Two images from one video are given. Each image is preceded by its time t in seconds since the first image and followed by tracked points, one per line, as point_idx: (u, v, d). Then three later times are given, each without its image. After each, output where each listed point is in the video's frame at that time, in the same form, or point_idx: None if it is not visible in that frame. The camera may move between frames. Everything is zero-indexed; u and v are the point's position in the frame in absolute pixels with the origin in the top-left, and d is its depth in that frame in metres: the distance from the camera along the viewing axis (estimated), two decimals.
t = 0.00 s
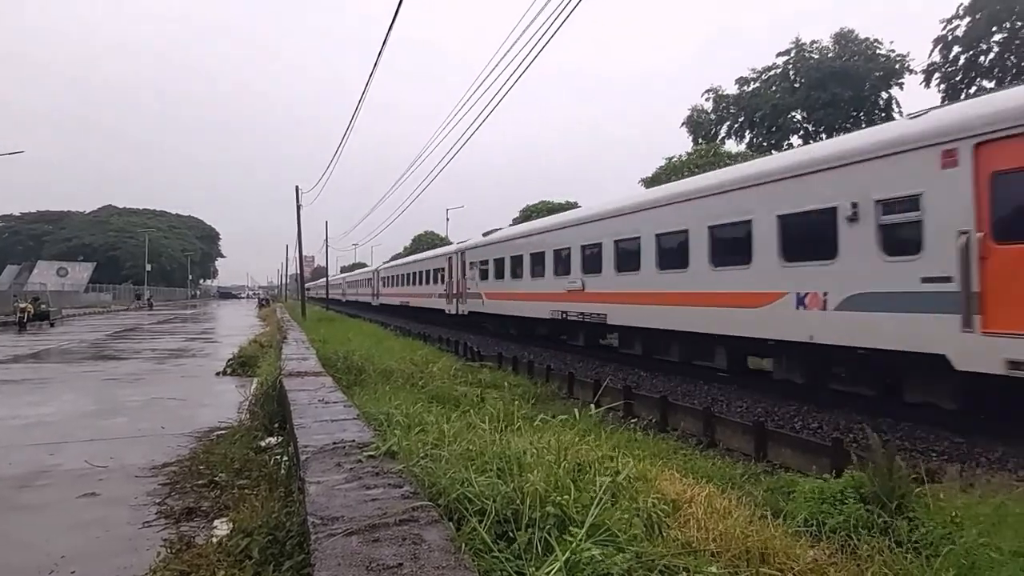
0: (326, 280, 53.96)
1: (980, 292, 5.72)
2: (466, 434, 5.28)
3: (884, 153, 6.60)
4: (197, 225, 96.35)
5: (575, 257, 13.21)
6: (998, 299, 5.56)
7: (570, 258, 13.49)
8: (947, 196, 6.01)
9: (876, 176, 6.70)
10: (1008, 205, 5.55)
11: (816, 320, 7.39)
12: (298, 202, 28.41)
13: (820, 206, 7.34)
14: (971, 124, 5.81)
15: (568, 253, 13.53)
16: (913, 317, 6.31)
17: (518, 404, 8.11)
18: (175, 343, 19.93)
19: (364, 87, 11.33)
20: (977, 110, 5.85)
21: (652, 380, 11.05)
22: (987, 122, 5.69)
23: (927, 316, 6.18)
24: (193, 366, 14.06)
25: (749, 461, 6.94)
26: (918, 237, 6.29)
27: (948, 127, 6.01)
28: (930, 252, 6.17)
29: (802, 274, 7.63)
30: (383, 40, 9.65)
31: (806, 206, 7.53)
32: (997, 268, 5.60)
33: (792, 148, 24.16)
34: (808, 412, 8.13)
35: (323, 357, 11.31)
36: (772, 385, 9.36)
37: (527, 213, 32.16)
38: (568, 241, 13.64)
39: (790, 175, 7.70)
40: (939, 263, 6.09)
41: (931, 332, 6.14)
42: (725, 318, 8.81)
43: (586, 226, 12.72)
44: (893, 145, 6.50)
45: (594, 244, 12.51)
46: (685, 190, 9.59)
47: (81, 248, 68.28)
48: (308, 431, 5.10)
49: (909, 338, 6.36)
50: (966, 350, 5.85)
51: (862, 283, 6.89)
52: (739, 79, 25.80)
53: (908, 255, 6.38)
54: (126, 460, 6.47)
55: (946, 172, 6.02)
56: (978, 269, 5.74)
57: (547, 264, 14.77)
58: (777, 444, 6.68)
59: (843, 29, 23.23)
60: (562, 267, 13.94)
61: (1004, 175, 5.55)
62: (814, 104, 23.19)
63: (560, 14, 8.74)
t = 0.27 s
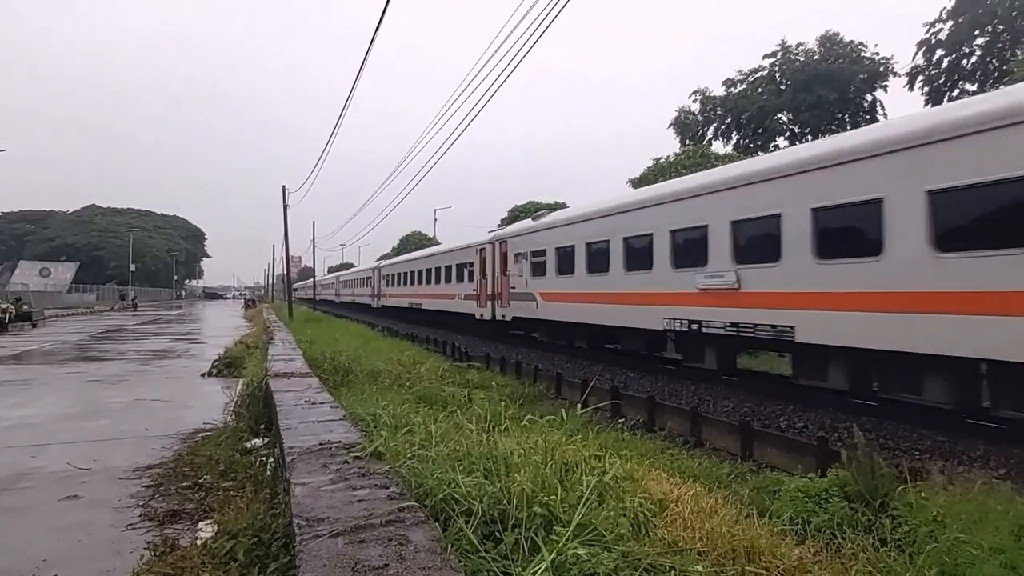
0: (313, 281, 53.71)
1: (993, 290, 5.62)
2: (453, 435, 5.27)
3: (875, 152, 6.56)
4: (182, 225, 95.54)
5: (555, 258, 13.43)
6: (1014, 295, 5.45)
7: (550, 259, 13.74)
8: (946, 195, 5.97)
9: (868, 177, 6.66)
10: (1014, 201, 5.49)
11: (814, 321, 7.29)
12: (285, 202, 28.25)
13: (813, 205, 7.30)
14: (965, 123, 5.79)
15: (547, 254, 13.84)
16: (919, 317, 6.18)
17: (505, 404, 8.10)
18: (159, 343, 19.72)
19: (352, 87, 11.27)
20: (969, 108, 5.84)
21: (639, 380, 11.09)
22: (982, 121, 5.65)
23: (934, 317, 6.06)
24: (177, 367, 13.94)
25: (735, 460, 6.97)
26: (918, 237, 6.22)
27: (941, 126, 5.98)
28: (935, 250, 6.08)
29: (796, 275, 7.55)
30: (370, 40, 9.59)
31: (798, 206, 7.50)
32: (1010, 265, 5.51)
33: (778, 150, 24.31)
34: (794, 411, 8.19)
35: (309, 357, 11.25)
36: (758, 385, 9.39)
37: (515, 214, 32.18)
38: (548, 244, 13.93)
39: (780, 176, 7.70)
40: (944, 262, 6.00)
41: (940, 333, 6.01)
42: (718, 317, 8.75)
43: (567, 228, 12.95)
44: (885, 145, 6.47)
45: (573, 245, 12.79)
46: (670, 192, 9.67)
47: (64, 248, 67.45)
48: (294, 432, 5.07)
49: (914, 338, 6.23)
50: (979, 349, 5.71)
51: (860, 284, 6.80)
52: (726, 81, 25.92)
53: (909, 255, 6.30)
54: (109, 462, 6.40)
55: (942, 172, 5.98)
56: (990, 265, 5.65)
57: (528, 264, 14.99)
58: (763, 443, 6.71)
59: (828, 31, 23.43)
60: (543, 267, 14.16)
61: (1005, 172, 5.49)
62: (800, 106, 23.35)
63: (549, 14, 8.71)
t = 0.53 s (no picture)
0: (304, 281, 53.53)
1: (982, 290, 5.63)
2: (444, 435, 5.27)
3: (866, 153, 6.56)
4: (172, 225, 94.99)
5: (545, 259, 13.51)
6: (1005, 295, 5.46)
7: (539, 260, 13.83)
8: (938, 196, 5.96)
9: (859, 177, 6.66)
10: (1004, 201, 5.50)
11: (805, 321, 7.29)
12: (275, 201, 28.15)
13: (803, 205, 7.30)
14: (957, 124, 5.79)
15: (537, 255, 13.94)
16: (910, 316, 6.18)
17: (496, 404, 8.09)
18: (148, 344, 19.59)
19: (343, 85, 11.26)
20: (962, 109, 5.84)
21: (630, 380, 11.10)
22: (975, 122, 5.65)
23: (926, 317, 6.05)
24: (167, 367, 13.85)
25: (726, 460, 7.00)
26: (909, 237, 6.22)
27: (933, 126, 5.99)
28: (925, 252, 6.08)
29: (787, 275, 7.56)
30: (362, 40, 9.56)
31: (789, 207, 7.50)
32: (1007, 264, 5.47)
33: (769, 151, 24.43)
34: (783, 411, 8.22)
35: (299, 358, 11.20)
36: (750, 384, 9.42)
37: (507, 214, 32.20)
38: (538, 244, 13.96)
39: (772, 177, 7.70)
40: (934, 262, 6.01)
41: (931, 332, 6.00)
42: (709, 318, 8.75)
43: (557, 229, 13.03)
44: (876, 145, 6.48)
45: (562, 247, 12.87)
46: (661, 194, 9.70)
47: (52, 248, 66.92)
48: (284, 433, 5.04)
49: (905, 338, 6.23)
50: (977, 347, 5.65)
51: (851, 284, 6.81)
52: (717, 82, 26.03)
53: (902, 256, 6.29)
54: (98, 463, 6.36)
55: (933, 173, 5.98)
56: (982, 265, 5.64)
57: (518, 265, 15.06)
58: (753, 443, 6.74)
59: (818, 33, 23.58)
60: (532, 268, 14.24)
61: (998, 172, 5.50)
62: (790, 107, 23.47)
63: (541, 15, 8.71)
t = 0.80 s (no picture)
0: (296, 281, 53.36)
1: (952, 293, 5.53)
2: (436, 435, 5.26)
3: (855, 151, 6.31)
4: (163, 225, 94.54)
5: (534, 261, 13.52)
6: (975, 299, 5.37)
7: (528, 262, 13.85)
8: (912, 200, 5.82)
9: (835, 180, 6.51)
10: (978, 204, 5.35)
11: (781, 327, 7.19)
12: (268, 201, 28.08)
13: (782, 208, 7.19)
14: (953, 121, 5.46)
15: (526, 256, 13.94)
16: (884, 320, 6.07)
17: (489, 404, 8.07)
18: (139, 344, 19.51)
19: (336, 84, 11.21)
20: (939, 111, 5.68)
21: (622, 380, 11.11)
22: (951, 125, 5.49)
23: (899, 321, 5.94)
24: (158, 368, 13.79)
25: (718, 460, 7.02)
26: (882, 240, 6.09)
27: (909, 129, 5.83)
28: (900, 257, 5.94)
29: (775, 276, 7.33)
30: (355, 39, 9.54)
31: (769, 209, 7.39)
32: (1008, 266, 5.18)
33: (761, 151, 24.52)
34: (775, 410, 8.25)
35: (291, 358, 11.15)
36: (740, 384, 9.44)
37: (500, 214, 32.22)
38: (529, 246, 13.94)
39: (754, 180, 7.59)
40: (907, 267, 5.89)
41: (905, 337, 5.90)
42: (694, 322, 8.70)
43: (546, 231, 13.02)
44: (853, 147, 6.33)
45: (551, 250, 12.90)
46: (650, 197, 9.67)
47: (41, 248, 66.50)
48: (275, 433, 5.01)
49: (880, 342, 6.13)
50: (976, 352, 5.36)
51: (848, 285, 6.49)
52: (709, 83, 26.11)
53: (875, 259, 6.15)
54: (87, 464, 6.32)
55: (907, 176, 5.84)
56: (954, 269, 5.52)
57: (508, 266, 15.07)
58: (745, 443, 6.76)
59: (809, 34, 23.69)
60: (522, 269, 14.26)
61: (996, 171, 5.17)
62: (782, 108, 23.56)
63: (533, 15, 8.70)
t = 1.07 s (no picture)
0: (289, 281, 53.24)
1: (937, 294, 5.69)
2: (430, 435, 5.25)
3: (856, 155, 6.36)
4: (156, 225, 94.14)
5: (528, 261, 13.43)
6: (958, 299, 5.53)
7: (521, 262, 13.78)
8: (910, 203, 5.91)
9: (835, 182, 6.60)
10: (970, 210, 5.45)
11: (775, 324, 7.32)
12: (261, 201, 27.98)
13: (781, 208, 7.24)
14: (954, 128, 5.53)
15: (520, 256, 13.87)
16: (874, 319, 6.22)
17: (483, 405, 8.07)
18: (131, 344, 19.43)
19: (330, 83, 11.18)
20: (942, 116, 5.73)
21: (616, 380, 11.11)
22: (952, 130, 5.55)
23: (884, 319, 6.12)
24: (150, 368, 13.71)
25: (711, 459, 7.03)
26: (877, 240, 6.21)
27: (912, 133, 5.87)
28: (891, 257, 6.09)
29: (774, 277, 7.35)
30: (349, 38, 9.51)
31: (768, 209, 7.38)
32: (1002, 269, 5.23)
33: (754, 152, 24.57)
34: (768, 410, 8.27)
35: (284, 359, 11.12)
36: (734, 384, 9.46)
37: (494, 214, 32.20)
38: (522, 246, 13.91)
39: (754, 180, 7.56)
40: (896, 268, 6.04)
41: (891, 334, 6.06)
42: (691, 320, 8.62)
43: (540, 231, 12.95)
44: (854, 148, 6.39)
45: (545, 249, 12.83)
46: (644, 196, 9.59)
47: (33, 248, 66.09)
48: (268, 434, 5.00)
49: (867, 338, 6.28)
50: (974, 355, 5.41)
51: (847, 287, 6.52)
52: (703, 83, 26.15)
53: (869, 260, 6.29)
54: (79, 465, 6.28)
55: (910, 179, 5.89)
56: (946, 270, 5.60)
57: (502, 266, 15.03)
58: (738, 442, 6.78)
59: (803, 35, 23.76)
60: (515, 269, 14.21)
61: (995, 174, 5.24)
62: (775, 109, 23.62)
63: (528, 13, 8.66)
